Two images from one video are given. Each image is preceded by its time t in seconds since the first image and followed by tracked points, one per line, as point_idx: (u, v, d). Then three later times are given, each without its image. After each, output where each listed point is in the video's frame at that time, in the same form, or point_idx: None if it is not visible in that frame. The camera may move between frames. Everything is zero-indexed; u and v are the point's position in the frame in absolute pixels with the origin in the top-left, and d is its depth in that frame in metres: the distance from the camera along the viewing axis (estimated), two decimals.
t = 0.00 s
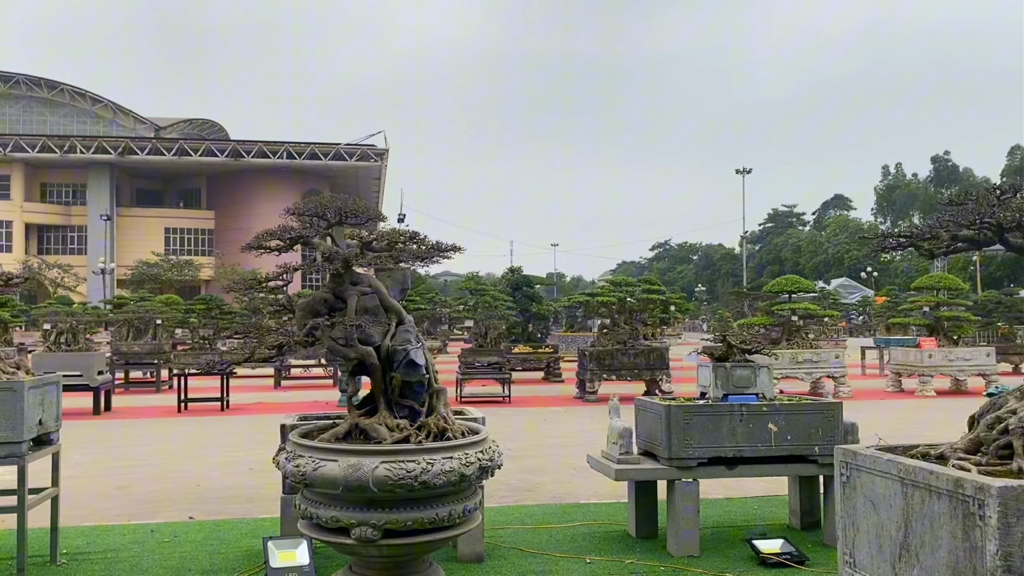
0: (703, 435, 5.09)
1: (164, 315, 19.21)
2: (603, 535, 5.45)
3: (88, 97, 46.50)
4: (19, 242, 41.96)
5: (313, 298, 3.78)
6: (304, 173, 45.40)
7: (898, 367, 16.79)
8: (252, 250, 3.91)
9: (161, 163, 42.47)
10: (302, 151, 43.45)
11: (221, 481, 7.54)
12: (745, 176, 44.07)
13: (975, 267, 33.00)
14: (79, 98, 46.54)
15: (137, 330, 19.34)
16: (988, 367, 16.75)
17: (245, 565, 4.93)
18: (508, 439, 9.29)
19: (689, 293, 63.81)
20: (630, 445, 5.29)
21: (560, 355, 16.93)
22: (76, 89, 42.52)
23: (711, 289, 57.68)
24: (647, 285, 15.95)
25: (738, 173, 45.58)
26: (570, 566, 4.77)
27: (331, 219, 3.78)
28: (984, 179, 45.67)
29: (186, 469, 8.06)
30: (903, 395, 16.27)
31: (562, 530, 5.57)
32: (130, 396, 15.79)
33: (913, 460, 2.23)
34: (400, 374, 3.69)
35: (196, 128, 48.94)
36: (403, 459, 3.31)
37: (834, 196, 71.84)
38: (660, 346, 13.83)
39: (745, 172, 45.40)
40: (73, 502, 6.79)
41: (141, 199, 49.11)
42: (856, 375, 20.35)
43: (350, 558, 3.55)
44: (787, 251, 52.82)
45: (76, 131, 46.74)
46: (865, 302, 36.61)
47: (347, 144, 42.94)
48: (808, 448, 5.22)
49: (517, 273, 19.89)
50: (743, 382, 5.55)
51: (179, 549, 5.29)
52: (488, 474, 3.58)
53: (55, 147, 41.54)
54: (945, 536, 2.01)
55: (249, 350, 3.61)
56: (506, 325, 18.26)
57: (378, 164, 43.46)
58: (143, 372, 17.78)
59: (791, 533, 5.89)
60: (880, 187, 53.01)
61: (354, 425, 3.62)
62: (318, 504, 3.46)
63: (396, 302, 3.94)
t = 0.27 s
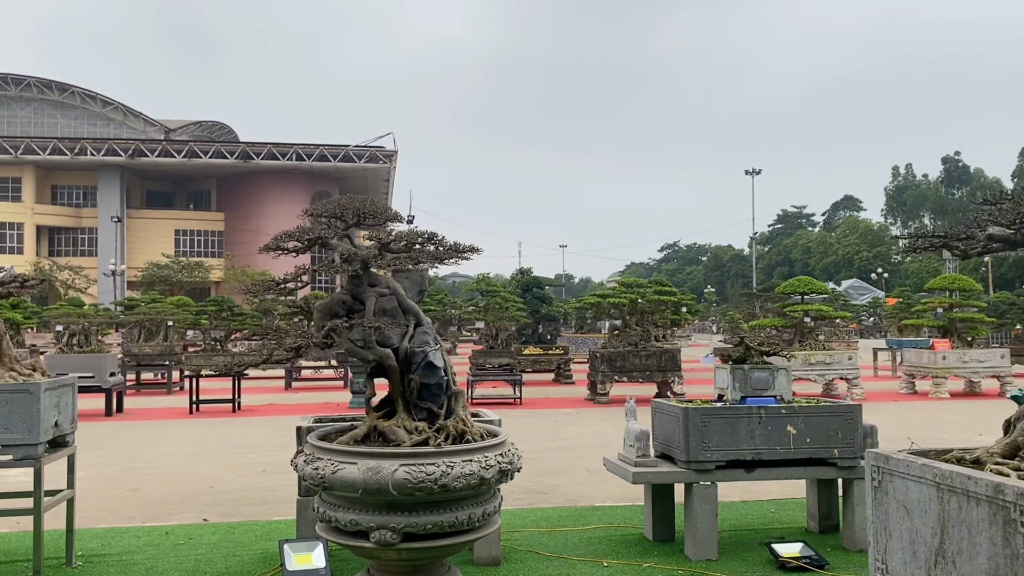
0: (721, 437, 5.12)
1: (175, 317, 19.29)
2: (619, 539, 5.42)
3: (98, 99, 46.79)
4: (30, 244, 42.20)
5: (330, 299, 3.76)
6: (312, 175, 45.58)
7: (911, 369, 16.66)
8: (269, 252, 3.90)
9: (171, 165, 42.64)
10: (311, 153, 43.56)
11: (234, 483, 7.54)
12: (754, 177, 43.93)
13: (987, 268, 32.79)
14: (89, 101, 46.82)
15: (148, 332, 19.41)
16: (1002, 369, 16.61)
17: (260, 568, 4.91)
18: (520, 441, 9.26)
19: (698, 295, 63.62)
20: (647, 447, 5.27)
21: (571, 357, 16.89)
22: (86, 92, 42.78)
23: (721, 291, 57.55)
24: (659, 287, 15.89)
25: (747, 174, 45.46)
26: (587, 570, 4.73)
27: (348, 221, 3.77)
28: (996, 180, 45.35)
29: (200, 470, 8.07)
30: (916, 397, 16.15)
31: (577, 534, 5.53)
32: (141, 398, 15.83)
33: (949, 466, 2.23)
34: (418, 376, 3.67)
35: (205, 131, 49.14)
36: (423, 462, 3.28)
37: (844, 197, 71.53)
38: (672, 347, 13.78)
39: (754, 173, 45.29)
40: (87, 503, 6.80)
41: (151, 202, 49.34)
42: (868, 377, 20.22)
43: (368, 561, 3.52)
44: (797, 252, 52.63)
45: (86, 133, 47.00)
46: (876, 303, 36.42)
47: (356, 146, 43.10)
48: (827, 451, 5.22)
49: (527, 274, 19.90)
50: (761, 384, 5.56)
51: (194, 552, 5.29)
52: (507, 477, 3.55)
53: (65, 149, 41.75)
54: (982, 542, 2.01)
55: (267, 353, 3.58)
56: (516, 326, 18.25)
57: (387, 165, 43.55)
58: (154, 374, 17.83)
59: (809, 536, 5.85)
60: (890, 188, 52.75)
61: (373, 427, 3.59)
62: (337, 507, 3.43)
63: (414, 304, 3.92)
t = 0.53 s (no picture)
0: (738, 441, 5.12)
1: (186, 319, 19.37)
2: (636, 543, 5.40)
3: (109, 102, 47.07)
4: (42, 246, 42.47)
5: (347, 303, 3.75)
6: (322, 177, 45.75)
7: (925, 371, 16.52)
8: (286, 255, 3.89)
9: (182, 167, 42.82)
10: (321, 155, 43.69)
11: (248, 485, 7.54)
12: (764, 179, 43.73)
13: (1001, 269, 32.48)
14: (100, 103, 47.10)
15: (160, 334, 19.48)
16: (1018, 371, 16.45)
17: (275, 572, 4.90)
18: (532, 443, 9.23)
19: (709, 296, 63.40)
20: (664, 451, 5.28)
21: (581, 358, 16.85)
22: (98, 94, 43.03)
23: (731, 292, 57.32)
24: (671, 289, 15.83)
25: (757, 175, 45.32)
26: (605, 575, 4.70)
27: (367, 224, 3.77)
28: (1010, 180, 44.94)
29: (213, 473, 8.08)
30: (931, 399, 16.01)
31: (594, 537, 5.51)
32: (153, 399, 15.89)
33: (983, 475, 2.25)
34: (436, 380, 3.65)
35: (216, 133, 49.37)
36: (441, 467, 3.26)
37: (855, 198, 71.13)
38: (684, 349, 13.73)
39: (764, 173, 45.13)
40: (102, 505, 6.81)
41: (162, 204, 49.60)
42: (881, 379, 20.07)
43: (387, 566, 3.49)
44: (807, 253, 52.37)
45: (98, 136, 47.29)
46: (888, 305, 36.19)
47: (366, 147, 43.20)
48: (846, 455, 5.20)
49: (537, 276, 19.87)
50: (779, 388, 5.61)
51: (209, 555, 5.29)
52: (526, 482, 3.52)
53: (77, 151, 41.99)
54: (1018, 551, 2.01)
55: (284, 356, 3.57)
56: (527, 328, 18.24)
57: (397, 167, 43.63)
58: (165, 376, 17.89)
59: (827, 541, 5.81)
60: (902, 188, 52.39)
61: (390, 432, 3.57)
62: (355, 512, 3.41)
63: (431, 307, 3.91)
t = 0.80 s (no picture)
0: (753, 444, 5.11)
1: (198, 321, 19.46)
2: (649, 547, 5.40)
3: (120, 104, 47.36)
4: (54, 248, 42.78)
5: (363, 305, 3.76)
6: (332, 179, 45.99)
7: (938, 373, 16.41)
8: (302, 258, 3.92)
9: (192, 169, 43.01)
10: (331, 157, 43.82)
11: (261, 486, 7.58)
12: (774, 180, 43.55)
13: (1014, 271, 32.23)
14: (111, 106, 47.39)
15: (171, 335, 19.62)
16: None
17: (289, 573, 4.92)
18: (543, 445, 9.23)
19: (718, 297, 63.22)
20: (677, 454, 5.29)
21: (591, 360, 16.83)
22: (109, 97, 43.30)
23: (741, 293, 57.14)
24: (682, 290, 15.80)
25: (766, 176, 45.18)
26: None
27: (383, 227, 3.78)
28: None
29: (225, 474, 8.11)
30: (943, 401, 15.90)
31: (607, 540, 5.51)
32: (165, 400, 15.97)
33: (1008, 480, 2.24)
34: (451, 383, 3.65)
35: (226, 135, 49.61)
36: (458, 470, 3.26)
37: (866, 199, 70.74)
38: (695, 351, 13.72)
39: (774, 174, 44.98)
40: (116, 507, 6.85)
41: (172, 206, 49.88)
42: (893, 381, 19.95)
43: (403, 569, 3.50)
44: (817, 254, 52.15)
45: (109, 138, 47.59)
46: (899, 306, 36.01)
47: (375, 150, 43.31)
48: (861, 458, 5.18)
49: (547, 278, 19.88)
50: (793, 391, 5.58)
51: (224, 557, 5.31)
52: (542, 485, 3.52)
53: (88, 154, 42.27)
54: None
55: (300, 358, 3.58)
56: (537, 329, 18.25)
57: (406, 169, 43.73)
58: (177, 377, 17.97)
59: (841, 544, 5.76)
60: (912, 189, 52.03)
61: (406, 434, 3.57)
62: (371, 515, 3.42)
63: (446, 310, 3.91)
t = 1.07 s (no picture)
0: (765, 446, 5.12)
1: (209, 322, 19.59)
2: (662, 548, 5.41)
3: (131, 107, 47.67)
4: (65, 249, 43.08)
5: (378, 307, 3.79)
6: (342, 181, 46.24)
7: (950, 375, 16.30)
8: (317, 260, 3.95)
9: (202, 171, 43.20)
10: (340, 159, 43.91)
11: (273, 487, 7.61)
12: (784, 181, 43.39)
13: None
14: (122, 108, 47.71)
15: (182, 336, 19.73)
16: None
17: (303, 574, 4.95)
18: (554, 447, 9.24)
19: (728, 298, 63.08)
20: (690, 456, 5.31)
21: (601, 361, 16.82)
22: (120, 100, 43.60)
23: (751, 295, 56.98)
24: (692, 292, 15.77)
25: (777, 177, 44.99)
26: None
27: (396, 229, 3.80)
28: None
29: (237, 475, 8.17)
30: (955, 403, 15.81)
31: (619, 541, 5.52)
32: (177, 401, 16.07)
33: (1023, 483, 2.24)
34: (465, 384, 3.66)
35: (236, 137, 49.86)
36: (472, 471, 3.27)
37: (876, 200, 70.35)
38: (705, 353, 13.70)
39: (784, 175, 44.81)
40: (130, 507, 6.89)
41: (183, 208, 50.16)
42: (905, 382, 19.84)
43: (417, 570, 3.51)
44: (827, 255, 51.91)
45: (120, 140, 47.92)
46: (909, 307, 35.80)
47: (384, 151, 43.40)
48: (874, 460, 5.16)
49: (557, 279, 19.90)
50: (805, 393, 5.56)
51: (238, 557, 5.36)
52: (555, 486, 3.52)
53: (99, 156, 42.55)
54: None
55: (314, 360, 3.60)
56: (547, 331, 18.26)
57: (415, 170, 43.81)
58: (188, 378, 18.07)
59: (854, 546, 5.74)
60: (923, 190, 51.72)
61: (420, 436, 3.59)
62: (386, 516, 3.44)
63: (460, 312, 3.93)
